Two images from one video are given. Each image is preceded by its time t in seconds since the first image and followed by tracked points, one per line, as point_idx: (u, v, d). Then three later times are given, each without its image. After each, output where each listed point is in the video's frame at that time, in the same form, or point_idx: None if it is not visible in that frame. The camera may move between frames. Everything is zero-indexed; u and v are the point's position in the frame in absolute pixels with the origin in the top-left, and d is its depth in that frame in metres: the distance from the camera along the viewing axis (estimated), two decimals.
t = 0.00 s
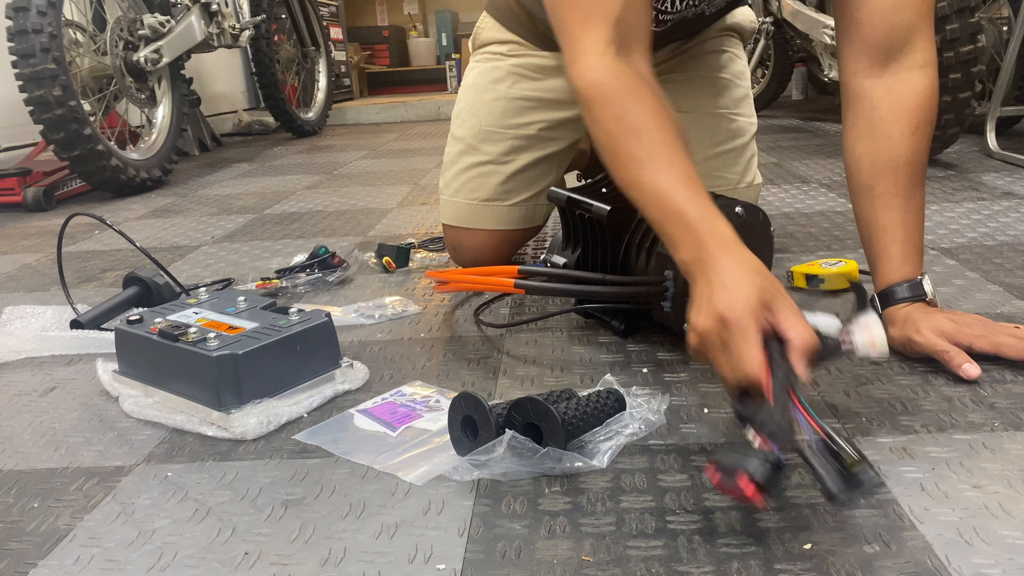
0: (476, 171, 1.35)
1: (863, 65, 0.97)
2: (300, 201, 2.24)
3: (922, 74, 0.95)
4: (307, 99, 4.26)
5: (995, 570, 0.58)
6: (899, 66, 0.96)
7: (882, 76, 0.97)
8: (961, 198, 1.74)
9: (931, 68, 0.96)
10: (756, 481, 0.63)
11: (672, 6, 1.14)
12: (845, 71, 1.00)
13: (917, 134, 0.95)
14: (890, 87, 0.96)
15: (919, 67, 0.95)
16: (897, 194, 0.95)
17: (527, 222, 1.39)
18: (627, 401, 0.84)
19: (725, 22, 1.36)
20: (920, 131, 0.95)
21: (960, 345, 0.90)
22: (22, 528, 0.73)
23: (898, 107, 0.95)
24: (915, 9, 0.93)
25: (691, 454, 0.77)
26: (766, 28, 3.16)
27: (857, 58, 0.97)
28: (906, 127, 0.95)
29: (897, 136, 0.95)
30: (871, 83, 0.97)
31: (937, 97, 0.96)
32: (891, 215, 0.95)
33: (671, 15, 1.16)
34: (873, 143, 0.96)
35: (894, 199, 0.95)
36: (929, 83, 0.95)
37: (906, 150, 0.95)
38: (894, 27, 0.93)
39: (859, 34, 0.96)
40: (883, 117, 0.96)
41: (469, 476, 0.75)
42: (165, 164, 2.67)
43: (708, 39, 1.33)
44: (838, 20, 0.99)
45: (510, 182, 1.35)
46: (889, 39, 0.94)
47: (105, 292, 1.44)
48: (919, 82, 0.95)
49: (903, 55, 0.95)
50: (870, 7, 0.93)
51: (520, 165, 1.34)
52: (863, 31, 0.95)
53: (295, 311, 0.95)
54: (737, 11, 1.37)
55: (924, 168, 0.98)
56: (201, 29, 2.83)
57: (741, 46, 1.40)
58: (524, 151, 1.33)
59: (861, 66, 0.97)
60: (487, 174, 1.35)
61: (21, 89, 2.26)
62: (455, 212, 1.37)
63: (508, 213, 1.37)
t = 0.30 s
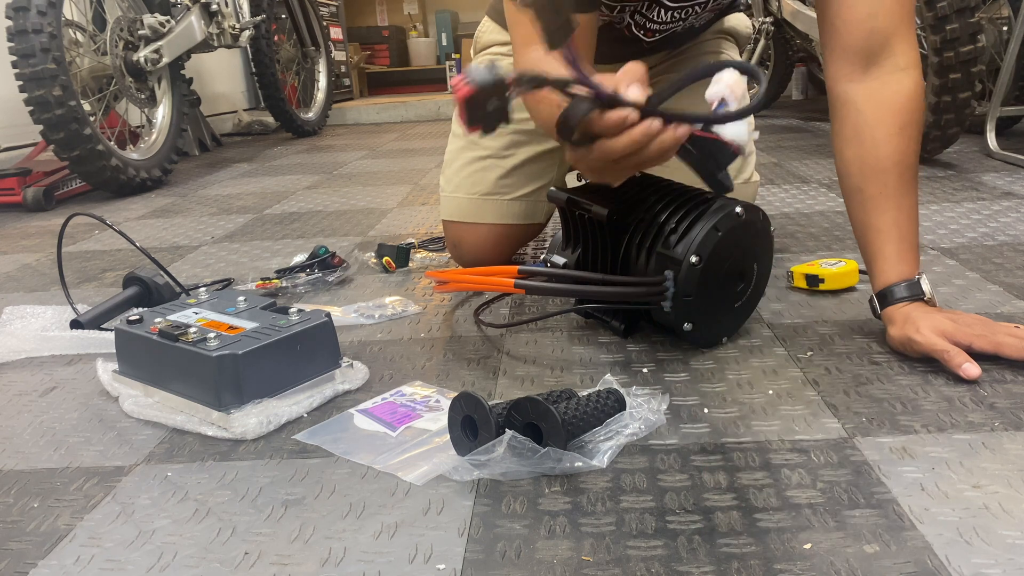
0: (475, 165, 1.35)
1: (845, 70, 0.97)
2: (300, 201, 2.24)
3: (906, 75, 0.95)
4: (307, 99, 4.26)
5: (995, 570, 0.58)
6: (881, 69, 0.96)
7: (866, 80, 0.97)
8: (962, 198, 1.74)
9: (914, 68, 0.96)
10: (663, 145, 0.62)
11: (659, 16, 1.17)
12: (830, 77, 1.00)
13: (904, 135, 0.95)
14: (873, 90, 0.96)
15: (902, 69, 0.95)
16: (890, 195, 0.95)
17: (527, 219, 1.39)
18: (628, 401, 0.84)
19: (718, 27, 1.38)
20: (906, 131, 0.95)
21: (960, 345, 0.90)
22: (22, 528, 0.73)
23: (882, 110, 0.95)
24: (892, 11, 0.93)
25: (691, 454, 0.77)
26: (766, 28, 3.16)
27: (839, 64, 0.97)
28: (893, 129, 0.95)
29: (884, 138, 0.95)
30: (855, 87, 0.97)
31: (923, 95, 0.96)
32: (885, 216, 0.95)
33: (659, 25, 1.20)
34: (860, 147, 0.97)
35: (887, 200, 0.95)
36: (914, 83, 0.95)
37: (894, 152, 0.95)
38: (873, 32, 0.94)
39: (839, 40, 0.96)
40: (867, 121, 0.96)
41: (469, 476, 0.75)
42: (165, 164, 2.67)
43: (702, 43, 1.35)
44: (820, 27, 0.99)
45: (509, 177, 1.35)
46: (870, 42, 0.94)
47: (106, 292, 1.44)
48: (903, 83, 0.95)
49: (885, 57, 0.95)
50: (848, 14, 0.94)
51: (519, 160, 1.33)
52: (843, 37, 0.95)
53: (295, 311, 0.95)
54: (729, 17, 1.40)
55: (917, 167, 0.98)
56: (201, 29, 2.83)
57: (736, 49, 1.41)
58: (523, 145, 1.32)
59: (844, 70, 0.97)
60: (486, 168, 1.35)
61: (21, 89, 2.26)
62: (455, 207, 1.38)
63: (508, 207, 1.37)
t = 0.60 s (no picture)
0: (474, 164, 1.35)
1: (840, 72, 0.98)
2: (300, 201, 2.24)
3: (900, 76, 0.96)
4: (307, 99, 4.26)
5: (995, 570, 0.58)
6: (875, 70, 0.97)
7: (860, 81, 0.97)
8: (962, 198, 1.74)
9: (909, 69, 0.96)
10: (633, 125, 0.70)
11: (653, 19, 1.19)
12: (826, 80, 1.01)
13: (899, 135, 0.95)
14: (868, 91, 0.97)
15: (896, 69, 0.96)
16: (886, 196, 0.95)
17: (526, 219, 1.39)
18: (628, 401, 0.84)
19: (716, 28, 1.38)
20: (901, 132, 0.95)
21: (960, 345, 0.90)
22: (22, 528, 0.73)
23: (877, 111, 0.96)
24: (885, 12, 0.94)
25: (691, 454, 0.77)
26: (766, 28, 3.16)
27: (835, 66, 0.98)
28: (887, 129, 0.95)
29: (879, 139, 0.95)
30: (849, 88, 0.98)
31: (919, 96, 0.97)
32: (882, 217, 0.95)
33: (653, 28, 1.22)
34: (856, 148, 0.97)
35: (884, 200, 0.95)
36: (909, 84, 0.96)
37: (889, 152, 0.95)
38: (865, 33, 0.94)
39: (833, 42, 0.97)
40: (862, 122, 0.97)
41: (469, 476, 0.74)
42: (165, 164, 2.67)
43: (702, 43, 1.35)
44: (815, 30, 1.00)
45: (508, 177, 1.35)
46: (863, 44, 0.95)
47: (106, 292, 1.44)
48: (898, 84, 0.95)
49: (879, 58, 0.96)
50: (840, 16, 0.95)
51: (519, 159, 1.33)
52: (837, 39, 0.97)
53: (295, 311, 0.95)
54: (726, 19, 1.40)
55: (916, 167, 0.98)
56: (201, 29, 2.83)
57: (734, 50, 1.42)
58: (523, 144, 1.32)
59: (840, 72, 0.98)
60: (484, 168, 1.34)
61: (21, 89, 2.26)
62: (455, 206, 1.37)
63: (507, 207, 1.36)
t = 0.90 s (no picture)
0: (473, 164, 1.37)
1: (840, 72, 0.98)
2: (300, 201, 2.24)
3: (900, 76, 0.96)
4: (307, 99, 4.26)
5: (995, 570, 0.58)
6: (875, 70, 0.97)
7: (860, 81, 0.97)
8: (961, 198, 1.74)
9: (909, 69, 0.96)
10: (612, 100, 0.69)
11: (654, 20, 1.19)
12: (826, 80, 1.01)
13: (899, 135, 0.95)
14: (868, 91, 0.97)
15: (896, 69, 0.96)
16: (887, 195, 0.95)
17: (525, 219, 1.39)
18: (628, 401, 0.84)
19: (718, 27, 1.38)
20: (901, 132, 0.95)
21: (960, 345, 0.90)
22: (22, 528, 0.73)
23: (878, 111, 0.96)
24: (885, 12, 0.94)
25: (691, 454, 0.77)
26: (766, 28, 3.16)
27: (835, 66, 0.98)
28: (887, 129, 0.95)
29: (879, 139, 0.95)
30: (849, 88, 0.98)
31: (920, 96, 0.97)
32: (882, 217, 0.95)
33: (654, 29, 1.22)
34: (856, 148, 0.97)
35: (884, 200, 0.95)
36: (909, 84, 0.96)
37: (889, 152, 0.95)
38: (865, 33, 0.94)
39: (833, 42, 0.97)
40: (862, 122, 0.97)
41: (469, 476, 0.74)
42: (165, 164, 2.67)
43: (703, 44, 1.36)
44: (816, 30, 1.00)
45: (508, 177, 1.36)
46: (864, 44, 0.95)
47: (106, 292, 1.44)
48: (898, 84, 0.95)
49: (879, 58, 0.96)
50: (840, 16, 0.95)
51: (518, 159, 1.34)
52: (837, 39, 0.97)
53: (295, 311, 0.95)
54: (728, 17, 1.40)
55: (915, 167, 0.98)
56: (201, 29, 2.83)
57: (734, 51, 1.42)
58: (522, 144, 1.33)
59: (840, 72, 0.98)
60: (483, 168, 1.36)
61: (21, 89, 2.26)
62: (455, 206, 1.38)
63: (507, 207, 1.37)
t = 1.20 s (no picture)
0: (473, 164, 1.37)
1: (840, 72, 0.98)
2: (300, 201, 2.24)
3: (899, 76, 0.96)
4: (307, 99, 4.26)
5: (995, 570, 0.58)
6: (874, 71, 0.97)
7: (859, 82, 0.97)
8: (961, 198, 1.74)
9: (908, 69, 0.96)
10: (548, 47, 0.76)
11: (655, 21, 1.19)
12: (825, 80, 1.01)
13: (898, 136, 0.95)
14: (867, 92, 0.97)
15: (895, 70, 0.96)
16: (886, 195, 0.95)
17: (525, 219, 1.39)
18: (628, 401, 0.84)
19: (718, 28, 1.39)
20: (901, 133, 0.95)
21: (960, 345, 0.90)
22: (22, 528, 0.73)
23: (877, 111, 0.96)
24: (884, 13, 0.94)
25: (691, 454, 0.77)
26: (767, 28, 3.16)
27: (834, 66, 0.98)
28: (887, 129, 0.95)
29: (878, 139, 0.95)
30: (849, 89, 0.98)
31: (920, 96, 0.97)
32: (882, 217, 0.95)
33: (654, 30, 1.22)
34: (856, 148, 0.97)
35: (884, 200, 0.95)
36: (908, 85, 0.96)
37: (889, 153, 0.95)
38: (864, 34, 0.95)
39: (833, 43, 0.97)
40: (862, 122, 0.97)
41: (469, 476, 0.74)
42: (165, 164, 2.67)
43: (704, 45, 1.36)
44: (815, 31, 1.00)
45: (508, 177, 1.36)
46: (863, 44, 0.95)
47: (106, 292, 1.44)
48: (897, 84, 0.96)
49: (878, 58, 0.96)
50: (840, 16, 0.95)
51: (519, 160, 1.34)
52: (836, 39, 0.97)
53: (295, 311, 0.95)
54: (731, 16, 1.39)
55: (915, 167, 0.98)
56: (201, 29, 2.83)
57: (735, 51, 1.42)
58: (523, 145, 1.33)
59: (839, 73, 0.98)
60: (484, 168, 1.36)
61: (21, 89, 2.26)
62: (455, 206, 1.37)
63: (507, 207, 1.37)
